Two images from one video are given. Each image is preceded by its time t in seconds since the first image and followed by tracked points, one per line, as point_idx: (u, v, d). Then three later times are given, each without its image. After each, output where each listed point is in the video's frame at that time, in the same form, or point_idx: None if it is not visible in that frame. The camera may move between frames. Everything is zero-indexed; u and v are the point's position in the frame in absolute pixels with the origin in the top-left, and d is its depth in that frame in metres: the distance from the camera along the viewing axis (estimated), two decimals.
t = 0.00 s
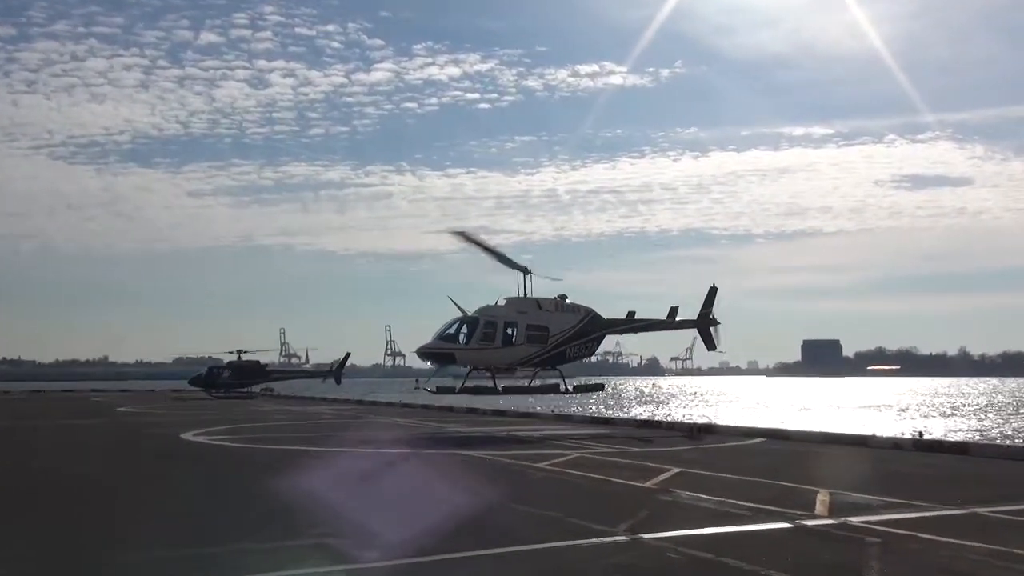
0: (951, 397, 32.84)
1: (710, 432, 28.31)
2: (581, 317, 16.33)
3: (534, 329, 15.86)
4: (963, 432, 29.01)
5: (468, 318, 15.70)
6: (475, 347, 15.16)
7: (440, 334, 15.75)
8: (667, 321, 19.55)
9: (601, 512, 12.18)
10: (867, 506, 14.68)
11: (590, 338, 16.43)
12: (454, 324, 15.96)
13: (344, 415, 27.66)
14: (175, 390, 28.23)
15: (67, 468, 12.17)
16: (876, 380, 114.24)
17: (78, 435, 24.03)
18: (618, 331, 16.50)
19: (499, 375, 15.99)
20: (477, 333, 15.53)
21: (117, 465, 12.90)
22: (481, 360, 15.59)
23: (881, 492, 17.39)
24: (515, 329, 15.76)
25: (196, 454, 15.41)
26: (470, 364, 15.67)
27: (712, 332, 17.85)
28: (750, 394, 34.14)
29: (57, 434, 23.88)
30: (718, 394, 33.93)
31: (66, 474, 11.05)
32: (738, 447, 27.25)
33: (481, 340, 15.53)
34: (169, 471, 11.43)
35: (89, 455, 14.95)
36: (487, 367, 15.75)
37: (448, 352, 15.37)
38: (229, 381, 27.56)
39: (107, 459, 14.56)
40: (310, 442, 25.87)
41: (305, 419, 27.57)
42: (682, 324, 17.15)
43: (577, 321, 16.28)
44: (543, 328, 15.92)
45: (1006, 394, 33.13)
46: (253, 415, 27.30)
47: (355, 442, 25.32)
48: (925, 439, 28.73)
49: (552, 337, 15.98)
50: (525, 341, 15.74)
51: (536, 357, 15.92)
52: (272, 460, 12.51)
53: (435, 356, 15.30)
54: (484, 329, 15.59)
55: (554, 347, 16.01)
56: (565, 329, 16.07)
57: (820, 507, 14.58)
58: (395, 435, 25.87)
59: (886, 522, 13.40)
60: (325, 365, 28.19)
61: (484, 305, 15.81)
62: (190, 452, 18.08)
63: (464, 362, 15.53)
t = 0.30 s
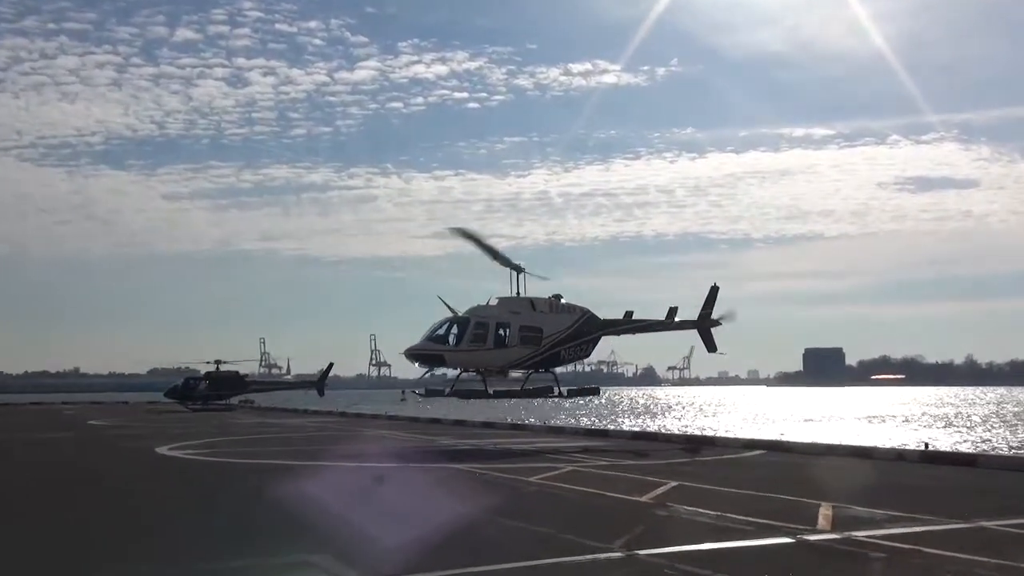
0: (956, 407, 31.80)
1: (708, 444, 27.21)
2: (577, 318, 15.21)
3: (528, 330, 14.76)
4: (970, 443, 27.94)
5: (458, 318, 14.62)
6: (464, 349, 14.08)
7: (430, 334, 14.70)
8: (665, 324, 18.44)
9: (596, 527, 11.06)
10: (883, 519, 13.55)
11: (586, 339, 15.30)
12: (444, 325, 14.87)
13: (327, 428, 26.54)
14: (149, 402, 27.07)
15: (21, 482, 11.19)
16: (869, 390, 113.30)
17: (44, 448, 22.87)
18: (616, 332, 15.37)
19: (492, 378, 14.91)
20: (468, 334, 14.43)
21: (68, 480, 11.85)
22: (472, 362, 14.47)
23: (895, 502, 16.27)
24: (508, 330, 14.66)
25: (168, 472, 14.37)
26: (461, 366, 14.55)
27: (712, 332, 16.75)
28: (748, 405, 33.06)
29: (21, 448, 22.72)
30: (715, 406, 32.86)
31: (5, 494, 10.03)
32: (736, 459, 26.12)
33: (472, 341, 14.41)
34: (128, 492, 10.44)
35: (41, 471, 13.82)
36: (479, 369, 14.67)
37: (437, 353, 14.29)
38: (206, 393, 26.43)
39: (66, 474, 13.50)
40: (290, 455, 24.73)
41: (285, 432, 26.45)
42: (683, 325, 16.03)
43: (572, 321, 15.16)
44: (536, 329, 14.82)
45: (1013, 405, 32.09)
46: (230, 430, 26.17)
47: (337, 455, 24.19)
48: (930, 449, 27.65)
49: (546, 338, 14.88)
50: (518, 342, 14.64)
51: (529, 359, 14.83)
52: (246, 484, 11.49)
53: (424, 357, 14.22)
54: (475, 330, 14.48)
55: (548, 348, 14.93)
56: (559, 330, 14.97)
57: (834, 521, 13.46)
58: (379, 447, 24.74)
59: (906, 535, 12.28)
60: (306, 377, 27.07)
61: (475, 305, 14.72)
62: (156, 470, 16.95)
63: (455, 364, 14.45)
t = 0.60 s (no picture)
0: (963, 411, 30.69)
1: (705, 450, 26.13)
2: (570, 312, 14.11)
3: (519, 324, 13.67)
4: (977, 447, 26.84)
5: (446, 311, 13.56)
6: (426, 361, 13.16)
7: (417, 328, 13.69)
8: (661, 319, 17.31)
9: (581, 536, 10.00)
10: (893, 526, 12.43)
11: (579, 335, 14.19)
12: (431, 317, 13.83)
13: (308, 435, 25.51)
14: (124, 410, 26.06)
15: None
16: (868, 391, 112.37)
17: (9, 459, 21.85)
18: (613, 327, 14.25)
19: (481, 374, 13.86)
20: (455, 329, 13.40)
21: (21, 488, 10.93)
22: (460, 357, 13.44)
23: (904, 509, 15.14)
24: (498, 323, 13.58)
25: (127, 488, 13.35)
26: (449, 361, 13.51)
27: (708, 329, 15.64)
28: (748, 410, 31.97)
29: None
30: (714, 412, 31.81)
31: None
32: (735, 463, 25.02)
33: (460, 336, 13.38)
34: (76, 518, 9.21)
35: None
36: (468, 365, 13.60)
37: (423, 349, 13.28)
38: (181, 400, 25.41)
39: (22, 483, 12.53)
40: (268, 464, 23.69)
41: (264, 440, 25.42)
42: (680, 319, 14.93)
43: (564, 316, 14.06)
44: (528, 323, 13.73)
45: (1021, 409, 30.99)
46: (207, 438, 25.17)
47: (317, 464, 23.16)
48: (934, 454, 26.54)
49: (538, 332, 13.79)
50: (508, 337, 13.58)
51: (520, 355, 13.73)
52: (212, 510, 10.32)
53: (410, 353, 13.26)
54: (464, 324, 13.42)
55: (539, 344, 13.83)
56: (551, 324, 13.88)
57: (838, 529, 12.32)
58: (359, 456, 23.68)
59: (916, 542, 11.18)
60: (286, 383, 26.06)
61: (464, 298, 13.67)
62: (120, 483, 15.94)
63: (442, 360, 13.44)
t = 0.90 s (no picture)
0: (971, 412, 29.68)
1: (706, 454, 25.08)
2: (566, 302, 13.20)
3: (514, 314, 12.64)
4: (988, 449, 25.84)
5: (439, 299, 12.39)
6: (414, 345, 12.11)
7: (406, 315, 12.46)
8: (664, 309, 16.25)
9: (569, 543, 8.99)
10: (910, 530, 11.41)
11: (575, 326, 13.29)
12: (421, 305, 12.66)
13: (294, 441, 24.47)
14: (101, 415, 25.01)
15: None
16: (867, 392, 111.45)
17: None
18: (611, 318, 13.28)
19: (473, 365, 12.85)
20: (449, 317, 12.25)
21: None
22: (453, 348, 12.35)
23: (922, 511, 14.08)
24: (492, 312, 12.51)
25: (90, 499, 12.30)
26: (441, 351, 12.39)
27: (710, 321, 14.58)
28: (750, 412, 30.93)
29: None
30: (714, 414, 30.83)
31: None
32: (737, 466, 23.97)
33: (454, 326, 12.27)
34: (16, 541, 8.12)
35: None
36: (460, 356, 12.49)
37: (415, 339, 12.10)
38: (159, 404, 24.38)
39: None
40: (252, 471, 22.67)
41: (248, 445, 24.40)
42: (681, 309, 13.91)
43: (560, 306, 13.11)
44: (524, 313, 12.73)
45: None
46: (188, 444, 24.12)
47: (302, 472, 22.13)
48: (943, 456, 25.48)
49: (533, 322, 12.81)
50: (503, 328, 12.54)
51: (513, 346, 12.75)
52: (182, 528, 9.15)
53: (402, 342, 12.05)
54: (457, 312, 12.31)
55: (534, 334, 12.86)
56: (547, 314, 12.93)
57: (849, 533, 11.27)
58: (347, 462, 22.64)
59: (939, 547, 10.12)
60: (270, 385, 25.03)
61: (457, 285, 12.52)
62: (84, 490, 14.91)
63: (434, 350, 12.29)
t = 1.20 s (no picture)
0: (985, 419, 28.66)
1: (710, 461, 24.16)
2: (566, 294, 12.31)
3: (513, 305, 11.82)
4: (1001, 457, 24.85)
5: (435, 289, 11.58)
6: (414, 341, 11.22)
7: (400, 307, 11.64)
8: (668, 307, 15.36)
9: (567, 553, 8.18)
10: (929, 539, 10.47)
11: (575, 319, 12.37)
12: (416, 296, 11.82)
13: (281, 448, 23.59)
14: (83, 421, 24.19)
15: None
16: (872, 398, 110.39)
17: None
18: (614, 310, 12.40)
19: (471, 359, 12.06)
20: (447, 307, 11.44)
21: None
22: (449, 340, 11.51)
23: (940, 519, 13.11)
24: (490, 303, 11.70)
25: (50, 505, 11.44)
26: (437, 344, 11.56)
27: (713, 317, 13.67)
28: (756, 419, 29.98)
29: None
30: (719, 421, 29.90)
31: None
32: (741, 473, 23.04)
33: (450, 317, 11.44)
34: None
35: None
36: (457, 349, 11.67)
37: (410, 330, 11.26)
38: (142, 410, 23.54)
39: None
40: (236, 478, 21.80)
41: (234, 451, 23.54)
42: (684, 304, 12.99)
43: (560, 298, 12.24)
44: (522, 304, 11.89)
45: None
46: (171, 450, 23.27)
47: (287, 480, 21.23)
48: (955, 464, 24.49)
49: (533, 313, 11.97)
50: (501, 319, 11.72)
51: (511, 339, 11.91)
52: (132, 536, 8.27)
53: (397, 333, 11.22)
54: (454, 302, 11.49)
55: (533, 326, 12.01)
56: (548, 305, 12.08)
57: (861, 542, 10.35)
58: (336, 471, 21.75)
59: (960, 556, 9.21)
60: (257, 390, 24.17)
61: (454, 274, 11.71)
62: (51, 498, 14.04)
63: (431, 342, 11.46)
